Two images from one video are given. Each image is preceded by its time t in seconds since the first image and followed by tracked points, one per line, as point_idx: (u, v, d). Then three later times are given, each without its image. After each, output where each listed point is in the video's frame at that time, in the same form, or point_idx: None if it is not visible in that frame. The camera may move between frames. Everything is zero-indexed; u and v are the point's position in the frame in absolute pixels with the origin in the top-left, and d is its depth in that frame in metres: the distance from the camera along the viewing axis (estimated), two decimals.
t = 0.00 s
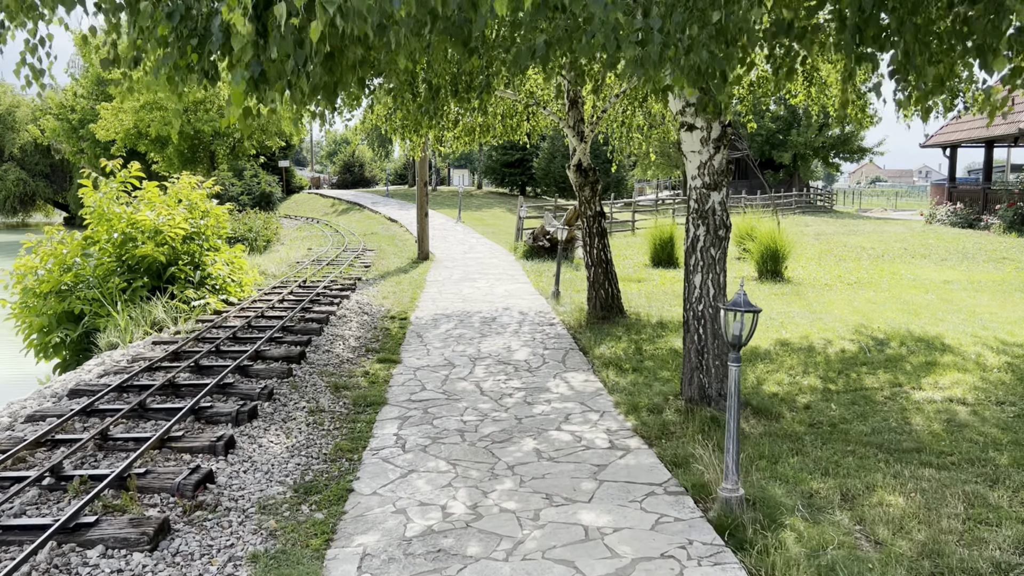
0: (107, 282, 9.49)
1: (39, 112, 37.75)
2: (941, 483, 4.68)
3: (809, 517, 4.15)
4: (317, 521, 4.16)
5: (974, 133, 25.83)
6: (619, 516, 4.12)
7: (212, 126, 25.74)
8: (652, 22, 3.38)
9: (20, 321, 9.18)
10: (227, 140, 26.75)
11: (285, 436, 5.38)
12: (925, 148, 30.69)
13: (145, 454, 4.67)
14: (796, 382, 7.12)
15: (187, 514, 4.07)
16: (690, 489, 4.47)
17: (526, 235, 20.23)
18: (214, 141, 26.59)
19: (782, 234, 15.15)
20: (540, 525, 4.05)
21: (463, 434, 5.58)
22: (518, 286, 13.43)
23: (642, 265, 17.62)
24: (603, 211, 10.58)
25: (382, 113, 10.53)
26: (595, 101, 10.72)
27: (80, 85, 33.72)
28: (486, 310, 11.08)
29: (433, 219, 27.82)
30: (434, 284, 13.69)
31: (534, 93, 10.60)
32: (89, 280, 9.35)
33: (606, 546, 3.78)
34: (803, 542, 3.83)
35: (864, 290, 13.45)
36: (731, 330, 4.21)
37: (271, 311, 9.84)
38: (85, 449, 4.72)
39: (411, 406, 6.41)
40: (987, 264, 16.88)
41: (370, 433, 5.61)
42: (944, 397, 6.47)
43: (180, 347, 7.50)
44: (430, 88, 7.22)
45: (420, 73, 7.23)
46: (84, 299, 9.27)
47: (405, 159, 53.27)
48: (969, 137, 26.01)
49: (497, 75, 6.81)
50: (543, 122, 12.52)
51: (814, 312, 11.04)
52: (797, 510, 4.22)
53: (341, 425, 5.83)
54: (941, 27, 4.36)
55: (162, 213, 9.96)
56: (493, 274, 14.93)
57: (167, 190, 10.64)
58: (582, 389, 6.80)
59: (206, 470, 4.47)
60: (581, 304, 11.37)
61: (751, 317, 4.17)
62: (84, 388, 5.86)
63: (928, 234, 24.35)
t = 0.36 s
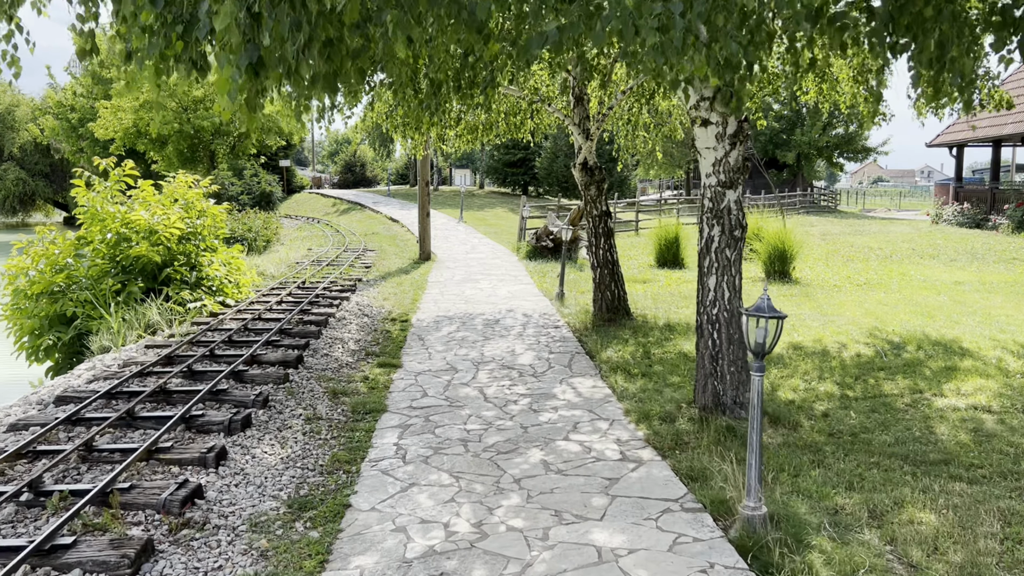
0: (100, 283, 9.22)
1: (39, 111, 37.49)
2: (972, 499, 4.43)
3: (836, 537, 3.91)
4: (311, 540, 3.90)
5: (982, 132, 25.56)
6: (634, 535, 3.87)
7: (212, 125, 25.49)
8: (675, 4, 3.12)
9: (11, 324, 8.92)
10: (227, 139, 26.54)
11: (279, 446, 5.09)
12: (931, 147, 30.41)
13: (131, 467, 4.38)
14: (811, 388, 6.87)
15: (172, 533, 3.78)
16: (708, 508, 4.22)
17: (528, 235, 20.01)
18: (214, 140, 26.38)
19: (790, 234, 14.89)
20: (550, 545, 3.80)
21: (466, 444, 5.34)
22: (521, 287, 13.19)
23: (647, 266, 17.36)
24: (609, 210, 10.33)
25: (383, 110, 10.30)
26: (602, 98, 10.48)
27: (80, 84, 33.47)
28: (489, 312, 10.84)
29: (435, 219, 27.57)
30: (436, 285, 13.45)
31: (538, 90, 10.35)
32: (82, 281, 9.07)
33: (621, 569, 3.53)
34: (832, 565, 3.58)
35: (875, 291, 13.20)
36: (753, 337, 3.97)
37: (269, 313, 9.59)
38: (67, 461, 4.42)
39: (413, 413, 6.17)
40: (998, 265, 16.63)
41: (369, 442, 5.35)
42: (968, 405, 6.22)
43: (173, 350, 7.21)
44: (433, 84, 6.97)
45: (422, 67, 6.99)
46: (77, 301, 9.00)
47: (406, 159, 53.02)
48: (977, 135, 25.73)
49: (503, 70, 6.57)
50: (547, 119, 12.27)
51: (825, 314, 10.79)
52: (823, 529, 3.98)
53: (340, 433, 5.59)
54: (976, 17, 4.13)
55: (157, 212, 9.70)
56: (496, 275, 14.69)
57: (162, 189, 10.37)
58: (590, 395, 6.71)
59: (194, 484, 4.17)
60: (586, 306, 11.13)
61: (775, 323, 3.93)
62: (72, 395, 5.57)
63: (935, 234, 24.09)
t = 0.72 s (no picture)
0: (98, 287, 9.00)
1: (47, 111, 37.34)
2: (1012, 525, 4.14)
3: (868, 567, 3.63)
4: (304, 567, 3.62)
5: (998, 132, 25.09)
6: (650, 566, 3.61)
7: (219, 125, 25.30)
8: None
9: (7, 328, 8.72)
10: (233, 139, 26.36)
11: (274, 462, 4.80)
12: (945, 148, 29.95)
13: (116, 485, 4.09)
14: (832, 399, 6.58)
15: (154, 560, 3.48)
16: (730, 534, 3.97)
17: (536, 236, 19.73)
18: (221, 139, 26.23)
19: (804, 236, 14.56)
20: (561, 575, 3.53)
21: (471, 460, 5.07)
22: (529, 290, 12.91)
23: (657, 268, 17.06)
24: (620, 211, 10.03)
25: (387, 110, 10.05)
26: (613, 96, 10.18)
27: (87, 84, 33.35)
28: (496, 317, 10.59)
29: (442, 220, 27.33)
30: (443, 287, 13.21)
31: (547, 88, 10.07)
32: (79, 284, 8.88)
33: None
34: None
35: (892, 295, 12.86)
36: (780, 353, 3.70)
37: (271, 317, 9.36)
38: (48, 479, 4.14)
39: (416, 424, 5.91)
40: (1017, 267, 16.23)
41: (368, 457, 5.08)
42: (998, 419, 5.92)
43: (171, 356, 6.96)
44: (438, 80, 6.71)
45: (427, 63, 6.73)
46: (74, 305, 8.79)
47: (415, 159, 52.90)
48: (993, 135, 25.26)
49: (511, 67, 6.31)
50: (556, 118, 12.00)
51: (843, 320, 10.47)
52: (855, 558, 3.70)
53: (339, 445, 5.33)
54: (1016, 9, 3.84)
55: (156, 213, 9.48)
56: (503, 277, 14.42)
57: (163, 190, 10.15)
58: (601, 406, 6.47)
59: (181, 505, 3.88)
60: (596, 311, 10.85)
61: (803, 339, 3.66)
62: (60, 405, 5.31)
63: (951, 236, 23.66)
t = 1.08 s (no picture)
0: (111, 289, 8.89)
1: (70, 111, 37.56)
2: None
3: None
4: None
5: None
6: None
7: (239, 125, 25.24)
8: None
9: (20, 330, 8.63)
10: (253, 139, 26.31)
11: (282, 475, 4.58)
12: (975, 148, 29.21)
13: (115, 500, 3.90)
14: (866, 411, 6.25)
15: None
16: (765, 560, 3.71)
17: (557, 238, 19.46)
18: (241, 140, 26.20)
19: (832, 238, 14.15)
20: None
21: (487, 475, 4.83)
22: (549, 293, 12.65)
23: (681, 270, 16.70)
24: (643, 212, 9.73)
25: (405, 109, 9.86)
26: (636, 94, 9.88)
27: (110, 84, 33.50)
28: (515, 320, 10.35)
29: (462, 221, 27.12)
30: (461, 290, 12.99)
31: (568, 86, 9.80)
32: (93, 286, 8.78)
33: None
34: None
35: (925, 300, 12.42)
36: (822, 367, 3.43)
37: (286, 320, 9.20)
38: (45, 493, 3.96)
39: (431, 434, 5.69)
40: None
41: (380, 470, 4.86)
42: None
43: (182, 361, 6.80)
44: (456, 77, 6.48)
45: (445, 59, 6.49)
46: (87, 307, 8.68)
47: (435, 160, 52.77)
48: None
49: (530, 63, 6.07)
50: (578, 117, 11.74)
51: (874, 326, 10.09)
52: None
53: (350, 456, 5.12)
54: None
55: (171, 214, 9.37)
56: (524, 280, 14.18)
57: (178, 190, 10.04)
58: (624, 417, 6.20)
59: (181, 522, 3.67)
60: (618, 315, 10.57)
61: (847, 352, 3.39)
62: (64, 412, 5.15)
63: (982, 238, 23.02)
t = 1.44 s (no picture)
0: (152, 290, 8.91)
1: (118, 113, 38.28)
2: None
3: None
4: None
5: None
6: None
7: (281, 126, 25.40)
8: None
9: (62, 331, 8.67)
10: (295, 140, 26.46)
11: (320, 487, 4.43)
12: None
13: (148, 513, 3.78)
14: (935, 428, 5.86)
15: None
16: None
17: (597, 240, 19.18)
18: (283, 141, 26.37)
19: (885, 241, 13.60)
20: None
21: (532, 491, 4.62)
22: (591, 296, 12.40)
23: (726, 274, 16.26)
24: (691, 214, 9.40)
25: (447, 109, 9.70)
26: (684, 93, 9.57)
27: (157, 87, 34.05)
28: (557, 325, 10.11)
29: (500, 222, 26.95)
30: (502, 293, 12.80)
31: (614, 85, 9.52)
32: (133, 287, 8.80)
33: None
34: None
35: (985, 306, 11.84)
36: (902, 388, 3.13)
37: (326, 322, 9.11)
38: (78, 503, 3.86)
39: (473, 445, 5.48)
40: None
41: (421, 483, 4.68)
42: None
43: (221, 365, 6.72)
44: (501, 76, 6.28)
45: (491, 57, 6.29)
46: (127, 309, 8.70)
47: (474, 161, 52.73)
48: None
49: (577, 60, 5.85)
50: (622, 116, 11.45)
51: (934, 334, 9.60)
52: None
53: (390, 466, 4.95)
54: None
55: (211, 215, 9.36)
56: (564, 282, 13.92)
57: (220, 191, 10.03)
58: (674, 429, 5.92)
59: (214, 538, 3.53)
60: (664, 320, 10.25)
61: (931, 371, 3.07)
62: (100, 417, 5.10)
63: None
